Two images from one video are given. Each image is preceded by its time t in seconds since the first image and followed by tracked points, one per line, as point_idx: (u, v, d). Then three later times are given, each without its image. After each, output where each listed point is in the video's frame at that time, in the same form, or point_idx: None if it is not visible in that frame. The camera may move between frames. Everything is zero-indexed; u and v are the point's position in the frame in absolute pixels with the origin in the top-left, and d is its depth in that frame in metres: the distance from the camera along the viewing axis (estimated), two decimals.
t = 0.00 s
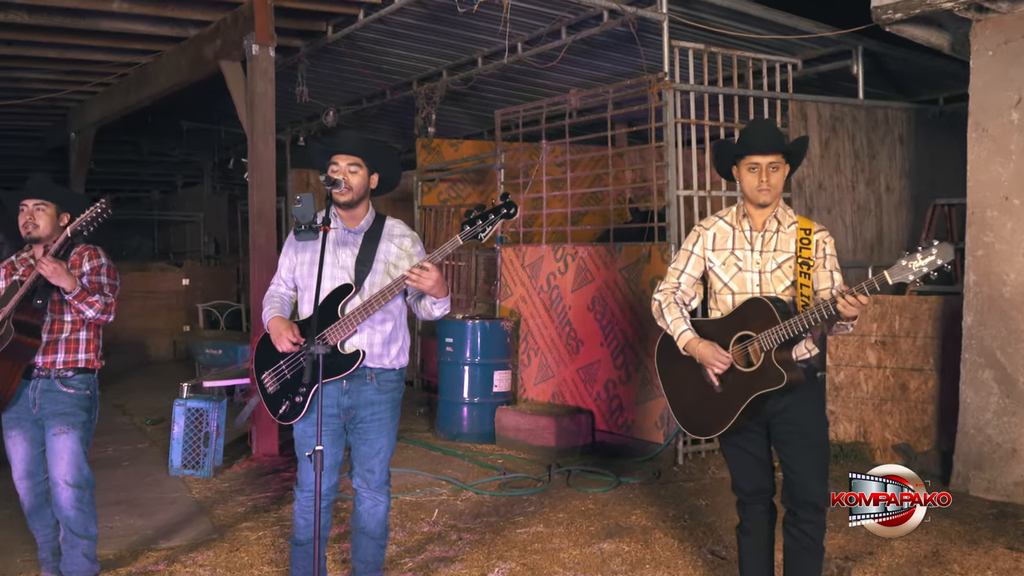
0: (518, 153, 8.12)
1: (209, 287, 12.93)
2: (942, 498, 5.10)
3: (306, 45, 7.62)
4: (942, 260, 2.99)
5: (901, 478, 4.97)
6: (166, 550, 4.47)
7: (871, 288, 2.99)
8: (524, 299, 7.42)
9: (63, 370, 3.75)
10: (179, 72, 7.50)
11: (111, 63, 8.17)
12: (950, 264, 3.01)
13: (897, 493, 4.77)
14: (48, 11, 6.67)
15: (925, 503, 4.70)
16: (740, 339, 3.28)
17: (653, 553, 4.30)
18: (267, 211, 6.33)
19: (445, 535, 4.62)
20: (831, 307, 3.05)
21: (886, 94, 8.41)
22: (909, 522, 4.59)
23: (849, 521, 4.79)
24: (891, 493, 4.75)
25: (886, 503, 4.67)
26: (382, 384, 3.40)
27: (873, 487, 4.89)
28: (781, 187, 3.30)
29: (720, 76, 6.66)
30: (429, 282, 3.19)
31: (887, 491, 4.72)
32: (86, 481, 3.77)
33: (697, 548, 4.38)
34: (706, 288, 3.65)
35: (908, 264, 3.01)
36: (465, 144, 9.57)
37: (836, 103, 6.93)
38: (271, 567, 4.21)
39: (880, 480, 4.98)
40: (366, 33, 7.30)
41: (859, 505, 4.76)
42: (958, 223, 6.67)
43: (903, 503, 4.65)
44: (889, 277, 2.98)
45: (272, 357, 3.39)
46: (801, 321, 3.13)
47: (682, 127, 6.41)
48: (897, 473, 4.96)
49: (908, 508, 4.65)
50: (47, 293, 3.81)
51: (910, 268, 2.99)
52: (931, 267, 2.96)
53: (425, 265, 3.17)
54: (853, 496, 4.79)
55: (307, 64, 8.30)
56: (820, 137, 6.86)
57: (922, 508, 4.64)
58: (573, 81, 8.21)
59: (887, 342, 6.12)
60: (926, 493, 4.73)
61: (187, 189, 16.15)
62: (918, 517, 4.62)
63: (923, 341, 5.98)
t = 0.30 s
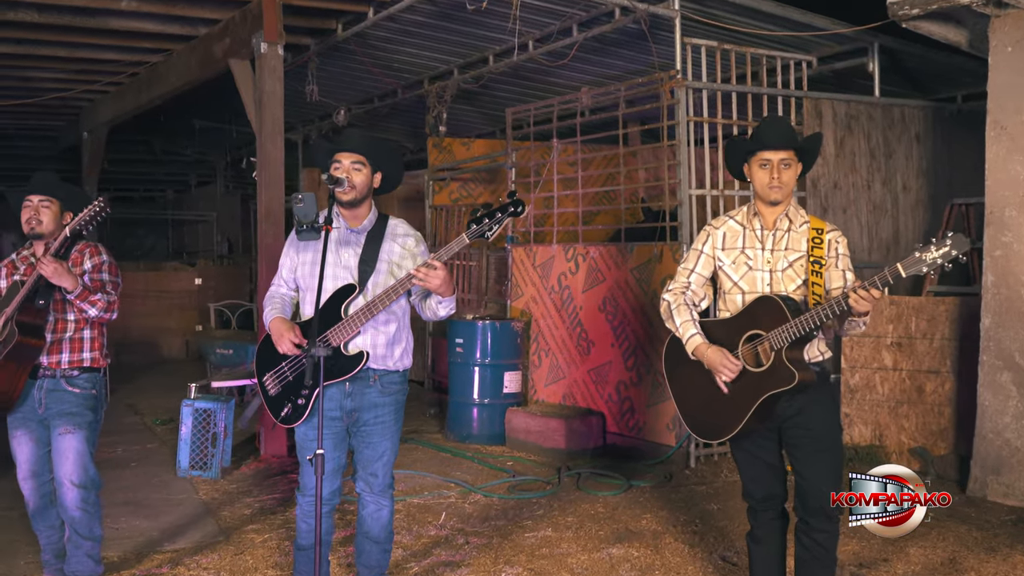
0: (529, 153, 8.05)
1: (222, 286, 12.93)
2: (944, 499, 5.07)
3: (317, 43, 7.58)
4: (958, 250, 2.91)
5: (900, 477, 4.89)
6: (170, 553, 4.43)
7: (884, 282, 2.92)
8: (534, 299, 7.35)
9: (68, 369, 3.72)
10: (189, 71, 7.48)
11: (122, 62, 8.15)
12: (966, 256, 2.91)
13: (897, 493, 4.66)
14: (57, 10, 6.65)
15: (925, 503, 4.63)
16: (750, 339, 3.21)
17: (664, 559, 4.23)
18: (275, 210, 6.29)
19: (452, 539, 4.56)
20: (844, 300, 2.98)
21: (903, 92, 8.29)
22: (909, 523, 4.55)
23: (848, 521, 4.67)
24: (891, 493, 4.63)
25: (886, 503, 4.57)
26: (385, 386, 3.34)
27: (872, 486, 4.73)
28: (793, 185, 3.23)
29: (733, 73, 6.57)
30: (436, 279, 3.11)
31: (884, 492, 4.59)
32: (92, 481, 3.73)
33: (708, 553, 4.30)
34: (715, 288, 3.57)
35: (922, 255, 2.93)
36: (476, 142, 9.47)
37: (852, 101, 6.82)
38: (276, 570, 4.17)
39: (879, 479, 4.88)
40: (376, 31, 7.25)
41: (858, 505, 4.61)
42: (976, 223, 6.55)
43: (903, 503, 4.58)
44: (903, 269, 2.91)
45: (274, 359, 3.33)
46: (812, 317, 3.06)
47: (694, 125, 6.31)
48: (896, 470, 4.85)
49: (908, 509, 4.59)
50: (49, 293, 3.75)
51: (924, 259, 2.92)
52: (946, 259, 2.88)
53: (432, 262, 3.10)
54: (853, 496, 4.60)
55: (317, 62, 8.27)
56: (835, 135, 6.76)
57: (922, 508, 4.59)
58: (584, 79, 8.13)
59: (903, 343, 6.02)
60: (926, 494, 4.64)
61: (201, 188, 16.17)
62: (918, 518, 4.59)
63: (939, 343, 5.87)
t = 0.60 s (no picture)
0: (541, 150, 7.96)
1: (234, 286, 12.92)
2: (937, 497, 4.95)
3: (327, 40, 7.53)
4: (980, 241, 2.83)
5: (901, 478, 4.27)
6: (175, 554, 4.38)
7: (904, 273, 2.81)
8: (545, 298, 7.27)
9: (73, 368, 3.67)
10: (199, 68, 7.44)
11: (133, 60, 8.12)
12: (988, 247, 2.84)
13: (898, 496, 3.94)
14: (66, 7, 6.62)
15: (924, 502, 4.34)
16: (764, 335, 3.11)
17: (675, 563, 4.14)
18: (284, 208, 6.23)
19: (459, 541, 4.49)
20: (862, 294, 2.88)
21: (920, 88, 8.16)
22: (909, 523, 4.36)
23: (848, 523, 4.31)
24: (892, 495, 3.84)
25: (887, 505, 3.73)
26: (389, 386, 3.27)
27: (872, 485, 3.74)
28: (806, 180, 3.14)
29: (748, 69, 6.47)
30: (444, 273, 3.04)
31: (890, 491, 3.84)
32: (96, 480, 3.67)
33: (720, 558, 4.21)
34: (726, 286, 3.48)
35: (943, 246, 2.83)
36: (487, 140, 9.41)
37: (869, 97, 6.70)
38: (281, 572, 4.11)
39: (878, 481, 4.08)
40: (387, 28, 7.18)
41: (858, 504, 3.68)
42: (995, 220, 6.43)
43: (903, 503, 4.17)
44: (924, 260, 2.80)
45: (274, 359, 3.26)
46: (827, 312, 2.96)
47: (707, 121, 6.21)
48: (897, 469, 4.21)
49: (907, 508, 4.23)
50: (50, 291, 3.71)
51: (945, 249, 2.81)
52: (967, 249, 2.79)
53: (436, 258, 3.03)
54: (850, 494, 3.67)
55: (327, 59, 8.22)
56: (851, 132, 6.64)
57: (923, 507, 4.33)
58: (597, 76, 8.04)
59: (921, 343, 5.90)
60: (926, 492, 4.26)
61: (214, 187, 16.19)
62: (917, 518, 4.38)
63: (958, 343, 5.76)
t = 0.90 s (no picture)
0: (552, 148, 7.87)
1: (246, 285, 12.88)
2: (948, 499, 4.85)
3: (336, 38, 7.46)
4: (1004, 248, 2.72)
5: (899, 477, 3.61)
6: (178, 559, 4.31)
7: (925, 281, 2.71)
8: (557, 298, 7.17)
9: (72, 369, 3.60)
10: (207, 66, 7.39)
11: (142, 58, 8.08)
12: (1011, 254, 2.74)
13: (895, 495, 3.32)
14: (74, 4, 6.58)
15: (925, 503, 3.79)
16: (777, 341, 3.01)
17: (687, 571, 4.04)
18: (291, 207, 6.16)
19: (467, 547, 4.40)
20: (879, 302, 2.77)
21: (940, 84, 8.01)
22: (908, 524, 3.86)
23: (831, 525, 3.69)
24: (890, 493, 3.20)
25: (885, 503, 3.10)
26: (391, 388, 3.19)
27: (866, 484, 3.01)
28: (821, 177, 3.03)
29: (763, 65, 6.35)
30: (446, 273, 2.95)
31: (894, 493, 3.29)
32: (93, 485, 3.58)
33: (734, 565, 4.10)
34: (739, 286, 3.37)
35: (965, 253, 2.73)
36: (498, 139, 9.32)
37: (886, 93, 6.57)
38: None
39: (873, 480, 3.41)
40: (397, 25, 7.11)
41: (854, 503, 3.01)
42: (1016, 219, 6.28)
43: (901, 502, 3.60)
44: (945, 268, 2.71)
45: (273, 361, 3.19)
46: (843, 319, 2.86)
47: (721, 118, 6.10)
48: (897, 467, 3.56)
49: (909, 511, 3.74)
50: (49, 291, 3.65)
51: (967, 258, 2.71)
52: (990, 257, 2.68)
53: (438, 259, 2.95)
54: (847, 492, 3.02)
55: (337, 57, 8.15)
56: (868, 128, 6.51)
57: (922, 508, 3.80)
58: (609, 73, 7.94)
59: (939, 345, 5.77)
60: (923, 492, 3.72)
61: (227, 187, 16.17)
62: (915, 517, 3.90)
63: (978, 344, 5.62)
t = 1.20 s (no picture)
0: (563, 147, 7.77)
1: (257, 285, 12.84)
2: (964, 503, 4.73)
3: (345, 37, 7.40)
4: None
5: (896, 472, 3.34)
6: (180, 565, 4.25)
7: (947, 294, 2.60)
8: (568, 299, 7.08)
9: (72, 372, 3.53)
10: (215, 65, 7.34)
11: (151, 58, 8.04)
12: None
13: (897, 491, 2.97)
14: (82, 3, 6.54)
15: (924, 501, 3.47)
16: (792, 349, 2.91)
17: None
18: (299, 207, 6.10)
19: (474, 554, 4.31)
20: (898, 315, 2.66)
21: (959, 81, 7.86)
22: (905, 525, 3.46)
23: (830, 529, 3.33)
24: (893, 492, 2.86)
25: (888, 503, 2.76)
26: (393, 393, 3.11)
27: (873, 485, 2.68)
28: (839, 179, 2.93)
29: (777, 62, 6.23)
30: (441, 287, 2.89)
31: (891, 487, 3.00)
32: (93, 492, 3.52)
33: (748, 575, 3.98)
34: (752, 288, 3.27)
35: (990, 267, 2.61)
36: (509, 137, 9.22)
37: (903, 90, 6.44)
38: None
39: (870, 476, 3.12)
40: (406, 22, 7.04)
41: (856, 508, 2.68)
42: None
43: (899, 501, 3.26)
44: (969, 282, 2.59)
45: (270, 366, 3.12)
46: (860, 330, 2.75)
47: (735, 115, 5.99)
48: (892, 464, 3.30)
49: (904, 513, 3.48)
50: (49, 292, 3.58)
51: (992, 272, 2.59)
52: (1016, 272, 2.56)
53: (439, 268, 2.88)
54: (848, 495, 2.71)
55: (346, 56, 8.09)
56: (886, 126, 6.39)
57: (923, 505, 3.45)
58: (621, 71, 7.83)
59: (958, 347, 5.65)
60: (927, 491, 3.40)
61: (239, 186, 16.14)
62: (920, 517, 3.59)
63: (998, 347, 5.50)
